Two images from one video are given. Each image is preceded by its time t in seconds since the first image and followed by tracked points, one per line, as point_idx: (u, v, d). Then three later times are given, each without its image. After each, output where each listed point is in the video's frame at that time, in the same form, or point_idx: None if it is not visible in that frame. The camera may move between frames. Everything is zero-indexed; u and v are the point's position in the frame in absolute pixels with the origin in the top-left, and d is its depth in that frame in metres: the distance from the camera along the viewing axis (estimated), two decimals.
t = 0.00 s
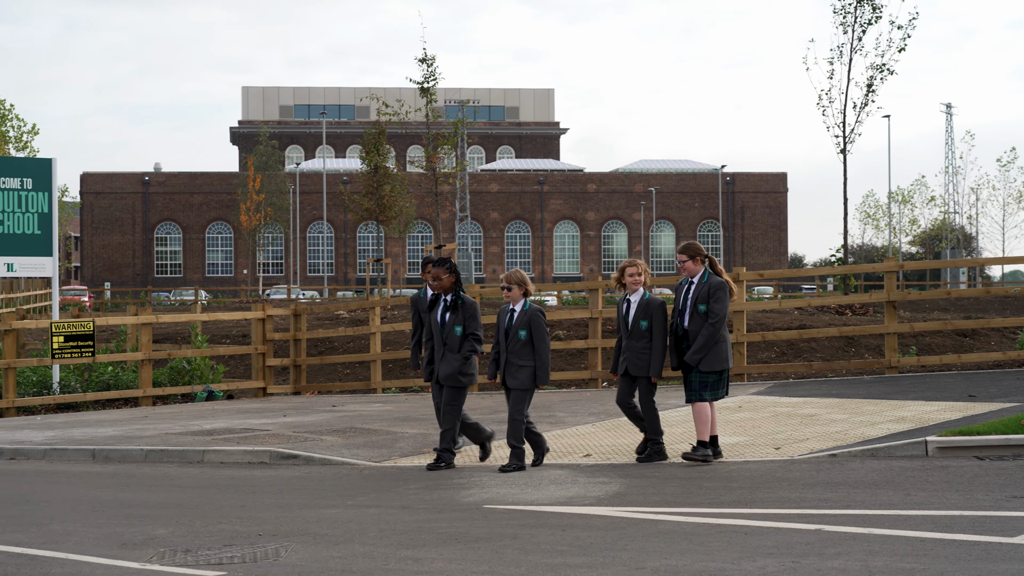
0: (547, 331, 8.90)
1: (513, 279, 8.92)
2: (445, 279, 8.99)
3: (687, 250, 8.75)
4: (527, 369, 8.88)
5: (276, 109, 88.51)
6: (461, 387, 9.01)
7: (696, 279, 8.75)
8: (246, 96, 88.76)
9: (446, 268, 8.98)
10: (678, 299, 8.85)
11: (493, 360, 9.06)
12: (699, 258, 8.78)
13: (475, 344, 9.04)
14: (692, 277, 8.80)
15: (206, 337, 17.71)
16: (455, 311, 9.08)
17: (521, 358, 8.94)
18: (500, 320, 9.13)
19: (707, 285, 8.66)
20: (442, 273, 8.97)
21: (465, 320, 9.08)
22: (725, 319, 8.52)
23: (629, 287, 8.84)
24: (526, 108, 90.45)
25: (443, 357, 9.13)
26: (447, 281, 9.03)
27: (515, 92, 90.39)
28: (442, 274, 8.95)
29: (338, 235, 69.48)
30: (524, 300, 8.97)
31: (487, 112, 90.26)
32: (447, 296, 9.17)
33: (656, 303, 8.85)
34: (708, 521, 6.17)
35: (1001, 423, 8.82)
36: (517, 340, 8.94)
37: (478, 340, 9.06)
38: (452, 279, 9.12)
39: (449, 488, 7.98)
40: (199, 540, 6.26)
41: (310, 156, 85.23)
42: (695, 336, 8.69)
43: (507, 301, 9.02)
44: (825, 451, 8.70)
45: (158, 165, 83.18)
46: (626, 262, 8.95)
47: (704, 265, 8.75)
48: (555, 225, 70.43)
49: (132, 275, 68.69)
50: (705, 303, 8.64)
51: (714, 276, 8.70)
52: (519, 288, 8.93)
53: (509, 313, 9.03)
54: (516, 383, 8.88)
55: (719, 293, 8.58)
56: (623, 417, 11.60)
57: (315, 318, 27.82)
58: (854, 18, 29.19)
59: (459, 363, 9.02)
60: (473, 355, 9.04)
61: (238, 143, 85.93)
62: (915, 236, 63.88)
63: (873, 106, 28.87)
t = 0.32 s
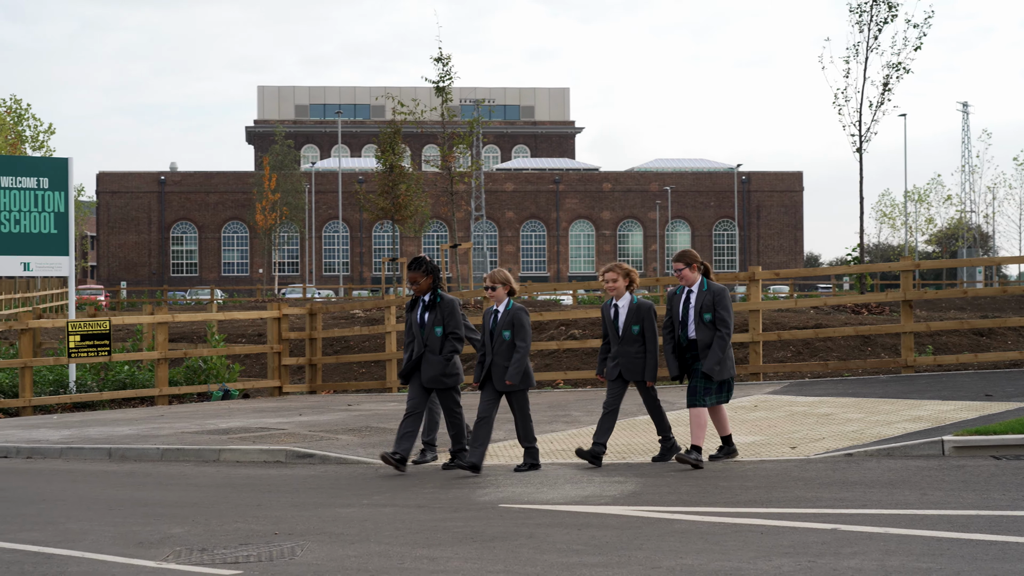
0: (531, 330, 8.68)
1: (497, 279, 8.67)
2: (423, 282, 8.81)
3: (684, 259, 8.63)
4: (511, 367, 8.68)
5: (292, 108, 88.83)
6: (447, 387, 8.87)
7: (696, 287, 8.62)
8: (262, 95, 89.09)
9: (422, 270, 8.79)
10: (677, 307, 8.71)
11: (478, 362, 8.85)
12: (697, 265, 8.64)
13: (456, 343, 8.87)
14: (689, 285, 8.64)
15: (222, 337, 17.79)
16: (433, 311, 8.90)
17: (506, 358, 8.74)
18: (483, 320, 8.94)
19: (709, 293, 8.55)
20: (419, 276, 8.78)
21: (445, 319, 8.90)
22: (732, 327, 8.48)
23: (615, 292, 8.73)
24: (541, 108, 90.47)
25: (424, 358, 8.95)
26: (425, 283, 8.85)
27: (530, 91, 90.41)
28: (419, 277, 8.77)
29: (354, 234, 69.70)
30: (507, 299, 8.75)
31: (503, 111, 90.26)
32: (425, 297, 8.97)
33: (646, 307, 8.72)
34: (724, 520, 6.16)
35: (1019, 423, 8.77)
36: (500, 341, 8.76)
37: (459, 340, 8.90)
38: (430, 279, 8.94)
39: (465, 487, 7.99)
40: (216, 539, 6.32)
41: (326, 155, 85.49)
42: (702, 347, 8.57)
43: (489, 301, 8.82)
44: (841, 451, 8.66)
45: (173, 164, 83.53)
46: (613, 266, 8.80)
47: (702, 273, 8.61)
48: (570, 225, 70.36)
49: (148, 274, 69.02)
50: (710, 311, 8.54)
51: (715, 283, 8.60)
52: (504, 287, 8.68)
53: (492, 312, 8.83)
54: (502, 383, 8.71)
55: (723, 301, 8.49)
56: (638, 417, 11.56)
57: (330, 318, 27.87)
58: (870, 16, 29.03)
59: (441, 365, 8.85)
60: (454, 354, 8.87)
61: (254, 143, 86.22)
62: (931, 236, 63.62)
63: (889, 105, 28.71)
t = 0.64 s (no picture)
0: (515, 331, 8.58)
1: (486, 278, 8.62)
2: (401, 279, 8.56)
3: (667, 253, 8.28)
4: (494, 369, 8.54)
5: (314, 108, 89.20)
6: (420, 386, 8.57)
7: (681, 283, 8.36)
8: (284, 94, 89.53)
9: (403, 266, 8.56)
10: (663, 305, 8.43)
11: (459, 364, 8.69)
12: (682, 261, 8.35)
13: (434, 341, 8.60)
14: (674, 281, 8.38)
15: (245, 337, 17.89)
16: (411, 308, 8.63)
17: (488, 360, 8.60)
18: (466, 322, 8.79)
19: (695, 289, 8.28)
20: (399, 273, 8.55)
21: (424, 317, 8.62)
22: (719, 323, 8.16)
23: (591, 290, 8.62)
24: (564, 107, 90.41)
25: (401, 355, 8.66)
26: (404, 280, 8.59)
27: (553, 90, 90.36)
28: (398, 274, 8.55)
29: (376, 234, 69.86)
30: (492, 300, 8.69)
31: (525, 110, 90.23)
32: (403, 293, 8.70)
33: (625, 303, 8.61)
34: (748, 520, 6.15)
35: None
36: (483, 342, 8.61)
37: (437, 338, 8.64)
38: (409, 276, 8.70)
39: (488, 487, 8.02)
40: (239, 537, 6.37)
41: (348, 155, 85.82)
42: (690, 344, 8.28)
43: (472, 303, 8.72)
44: (864, 451, 8.62)
45: (197, 165, 84.05)
46: (590, 262, 8.69)
47: (686, 267, 8.33)
48: (593, 224, 70.25)
49: (171, 274, 69.49)
50: (696, 308, 8.25)
51: (701, 278, 8.31)
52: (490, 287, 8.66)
53: (476, 314, 8.72)
54: (484, 385, 8.56)
55: (709, 296, 8.18)
56: (661, 416, 11.54)
57: (352, 318, 27.95)
58: (893, 15, 28.78)
59: (418, 361, 8.57)
60: (432, 352, 8.61)
61: (276, 143, 86.63)
62: (955, 235, 63.11)
63: (912, 103, 28.45)
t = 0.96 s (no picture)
0: (504, 336, 8.35)
1: (473, 281, 8.45)
2: (386, 283, 8.52)
3: (642, 258, 7.97)
4: (483, 376, 8.32)
5: (342, 108, 89.62)
6: (395, 395, 8.44)
7: (655, 288, 8.01)
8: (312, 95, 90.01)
9: (388, 270, 8.52)
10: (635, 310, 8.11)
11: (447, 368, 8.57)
12: (657, 266, 8.01)
13: (411, 349, 8.46)
14: (648, 285, 8.05)
15: (272, 337, 18.02)
16: (391, 314, 8.55)
17: (478, 365, 8.38)
18: (456, 327, 8.63)
19: (665, 295, 7.94)
20: (384, 275, 8.50)
21: (404, 323, 8.54)
22: (685, 332, 7.78)
23: (578, 293, 8.33)
24: (591, 107, 90.33)
25: (379, 362, 8.58)
26: (388, 284, 8.55)
27: (580, 90, 90.28)
28: (383, 277, 8.50)
29: (403, 234, 70.15)
30: (481, 305, 8.51)
31: (552, 110, 90.15)
32: (386, 299, 8.64)
33: (609, 311, 8.27)
34: (775, 520, 6.14)
35: None
36: (472, 347, 8.42)
37: (416, 346, 8.50)
38: (394, 281, 8.62)
39: (515, 487, 8.04)
40: (269, 537, 6.45)
41: (375, 155, 86.19)
42: (656, 352, 7.93)
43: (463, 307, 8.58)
44: (892, 451, 8.57)
45: (225, 165, 84.65)
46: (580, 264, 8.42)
47: (662, 273, 8.00)
48: (619, 224, 70.04)
49: (199, 274, 70.03)
50: (664, 313, 7.90)
51: (674, 285, 7.98)
52: (479, 291, 8.46)
53: (465, 318, 8.56)
54: (471, 391, 8.33)
55: (679, 303, 7.85)
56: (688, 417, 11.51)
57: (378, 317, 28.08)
58: (922, 14, 28.53)
59: (393, 369, 8.46)
60: (409, 360, 8.47)
61: (304, 143, 87.12)
62: (984, 235, 62.53)
63: (942, 103, 28.18)
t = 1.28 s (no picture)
0: (490, 335, 8.30)
1: (458, 277, 8.42)
2: (363, 277, 8.45)
3: (616, 258, 7.78)
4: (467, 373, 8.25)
5: (368, 108, 89.93)
6: (376, 390, 8.35)
7: (629, 289, 7.83)
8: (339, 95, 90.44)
9: (365, 263, 8.46)
10: (610, 312, 7.92)
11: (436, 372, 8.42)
12: (633, 266, 7.82)
13: (390, 343, 8.37)
14: (622, 287, 7.86)
15: (299, 337, 18.13)
16: (370, 307, 8.47)
17: (462, 363, 8.34)
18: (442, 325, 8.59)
19: (641, 296, 7.76)
20: (361, 270, 8.43)
21: (382, 317, 8.45)
22: (664, 335, 7.58)
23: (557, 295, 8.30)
24: (618, 107, 90.19)
25: (356, 358, 8.48)
26: (366, 278, 8.48)
27: (607, 90, 90.13)
28: (360, 271, 8.43)
29: (429, 234, 70.57)
30: (467, 303, 8.47)
31: (579, 110, 90.03)
32: (367, 293, 8.58)
33: (587, 313, 8.28)
34: (804, 520, 6.12)
35: None
36: (458, 345, 8.38)
37: (394, 340, 8.42)
38: (373, 275, 8.55)
39: (542, 486, 8.06)
40: (297, 536, 6.51)
41: (402, 155, 86.52)
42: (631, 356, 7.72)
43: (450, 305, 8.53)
44: (922, 451, 8.51)
45: (253, 166, 85.21)
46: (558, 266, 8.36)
47: (637, 274, 7.82)
48: (647, 224, 69.88)
49: (226, 274, 70.57)
50: (639, 315, 7.72)
51: (650, 286, 7.80)
52: (463, 288, 8.41)
53: (452, 318, 8.52)
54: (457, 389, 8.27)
55: (655, 304, 7.67)
56: (715, 417, 11.49)
57: (405, 318, 28.18)
58: (951, 13, 28.28)
59: (371, 364, 8.36)
60: (387, 355, 8.37)
61: (331, 143, 87.55)
62: (1015, 234, 61.81)
63: (971, 102, 27.92)
